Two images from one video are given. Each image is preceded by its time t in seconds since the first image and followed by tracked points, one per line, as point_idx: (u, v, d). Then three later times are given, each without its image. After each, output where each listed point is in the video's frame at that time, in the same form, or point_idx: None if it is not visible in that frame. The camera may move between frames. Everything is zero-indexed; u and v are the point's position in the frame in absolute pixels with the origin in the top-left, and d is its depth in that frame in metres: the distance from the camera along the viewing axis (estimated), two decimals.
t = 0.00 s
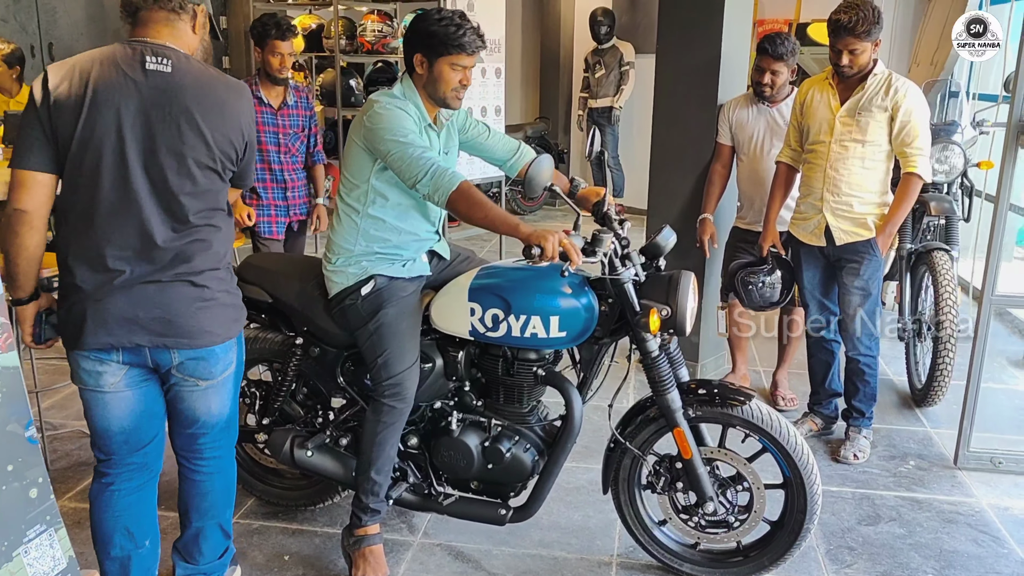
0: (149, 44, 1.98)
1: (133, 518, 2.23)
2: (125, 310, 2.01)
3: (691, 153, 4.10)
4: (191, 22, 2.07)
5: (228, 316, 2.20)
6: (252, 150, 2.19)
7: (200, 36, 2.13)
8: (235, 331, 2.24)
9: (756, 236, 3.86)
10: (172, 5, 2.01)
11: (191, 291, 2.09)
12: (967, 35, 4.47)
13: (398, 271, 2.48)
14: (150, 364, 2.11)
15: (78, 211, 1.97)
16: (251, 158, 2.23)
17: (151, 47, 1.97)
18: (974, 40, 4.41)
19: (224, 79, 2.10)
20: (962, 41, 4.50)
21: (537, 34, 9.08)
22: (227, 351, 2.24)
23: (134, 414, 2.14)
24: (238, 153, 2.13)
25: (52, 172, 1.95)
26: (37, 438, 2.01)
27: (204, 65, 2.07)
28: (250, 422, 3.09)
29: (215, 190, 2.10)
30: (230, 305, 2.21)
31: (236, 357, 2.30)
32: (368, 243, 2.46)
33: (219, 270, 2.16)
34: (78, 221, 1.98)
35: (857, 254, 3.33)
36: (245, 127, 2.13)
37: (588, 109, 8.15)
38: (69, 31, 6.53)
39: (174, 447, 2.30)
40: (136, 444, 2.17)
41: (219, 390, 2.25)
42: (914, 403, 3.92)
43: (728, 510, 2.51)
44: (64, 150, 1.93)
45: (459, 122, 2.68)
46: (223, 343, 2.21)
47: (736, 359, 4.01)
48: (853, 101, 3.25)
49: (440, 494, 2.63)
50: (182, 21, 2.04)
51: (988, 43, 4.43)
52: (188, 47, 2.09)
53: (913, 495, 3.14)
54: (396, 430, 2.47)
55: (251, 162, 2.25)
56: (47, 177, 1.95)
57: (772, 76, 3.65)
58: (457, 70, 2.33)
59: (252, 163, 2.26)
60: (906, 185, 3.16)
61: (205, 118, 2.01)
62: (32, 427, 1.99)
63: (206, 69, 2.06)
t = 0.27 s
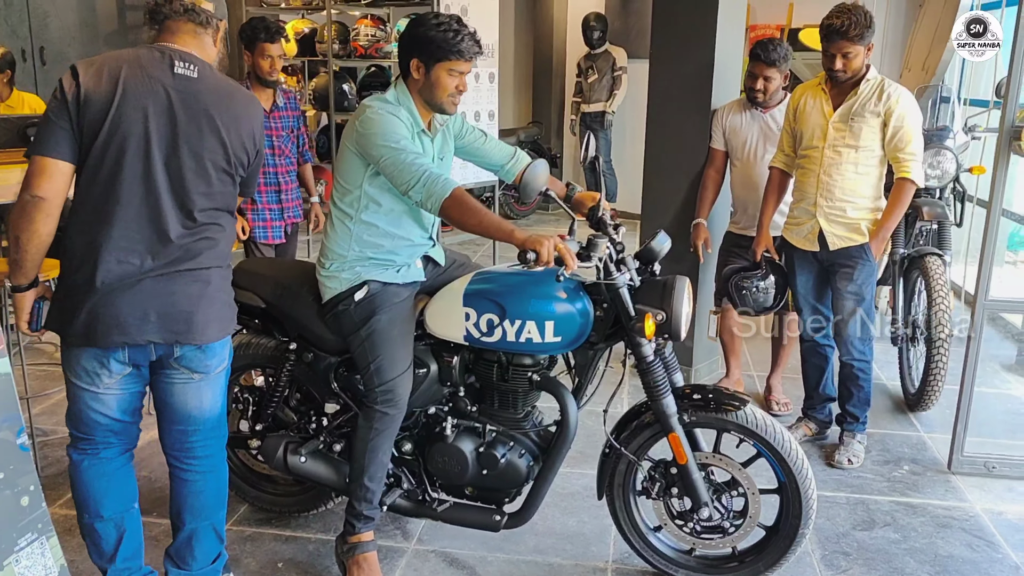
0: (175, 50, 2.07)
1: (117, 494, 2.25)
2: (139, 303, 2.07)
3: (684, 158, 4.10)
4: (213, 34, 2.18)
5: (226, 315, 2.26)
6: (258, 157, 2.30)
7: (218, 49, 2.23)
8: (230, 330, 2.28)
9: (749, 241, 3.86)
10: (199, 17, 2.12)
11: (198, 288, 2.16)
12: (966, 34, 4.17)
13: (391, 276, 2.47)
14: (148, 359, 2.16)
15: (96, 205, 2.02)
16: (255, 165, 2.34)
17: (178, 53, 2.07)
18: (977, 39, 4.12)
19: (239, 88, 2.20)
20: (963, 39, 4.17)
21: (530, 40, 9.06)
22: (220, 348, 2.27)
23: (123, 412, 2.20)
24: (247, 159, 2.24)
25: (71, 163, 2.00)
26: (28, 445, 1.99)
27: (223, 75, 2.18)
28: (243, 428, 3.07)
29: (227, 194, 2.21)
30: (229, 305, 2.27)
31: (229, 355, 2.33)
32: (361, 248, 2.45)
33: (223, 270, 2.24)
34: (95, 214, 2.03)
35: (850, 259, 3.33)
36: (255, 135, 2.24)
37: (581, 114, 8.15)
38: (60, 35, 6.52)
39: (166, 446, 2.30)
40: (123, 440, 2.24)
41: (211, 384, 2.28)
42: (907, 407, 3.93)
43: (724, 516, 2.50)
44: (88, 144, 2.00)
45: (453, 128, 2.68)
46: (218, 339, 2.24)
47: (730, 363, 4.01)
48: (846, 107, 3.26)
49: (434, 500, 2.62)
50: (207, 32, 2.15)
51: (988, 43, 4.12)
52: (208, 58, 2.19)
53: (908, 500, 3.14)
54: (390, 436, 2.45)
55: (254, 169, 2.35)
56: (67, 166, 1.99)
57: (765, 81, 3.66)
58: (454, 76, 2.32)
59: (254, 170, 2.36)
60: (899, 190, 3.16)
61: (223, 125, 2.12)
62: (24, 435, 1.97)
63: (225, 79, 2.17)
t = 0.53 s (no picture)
0: (161, 52, 2.07)
1: (72, 493, 2.25)
2: (125, 301, 2.06)
3: (677, 161, 4.10)
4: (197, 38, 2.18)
5: (208, 314, 2.24)
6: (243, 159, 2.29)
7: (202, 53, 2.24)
8: (212, 331, 2.26)
9: (742, 244, 3.87)
10: (184, 22, 2.12)
11: (186, 283, 2.15)
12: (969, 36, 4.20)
13: (385, 279, 2.46)
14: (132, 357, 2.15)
15: (86, 204, 2.01)
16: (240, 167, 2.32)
17: (164, 55, 2.07)
18: (975, 40, 4.12)
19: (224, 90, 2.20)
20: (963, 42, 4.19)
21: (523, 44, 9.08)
22: (203, 347, 2.25)
23: (100, 408, 2.18)
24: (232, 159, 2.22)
25: (59, 161, 1.98)
26: (18, 450, 1.98)
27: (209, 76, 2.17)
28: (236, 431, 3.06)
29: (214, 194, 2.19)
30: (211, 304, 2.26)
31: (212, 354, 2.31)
32: (354, 251, 2.44)
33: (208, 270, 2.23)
34: (85, 214, 2.02)
35: (843, 261, 3.34)
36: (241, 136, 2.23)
37: (573, 117, 8.16)
38: (50, 38, 6.51)
39: (152, 446, 2.28)
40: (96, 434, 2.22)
41: (197, 381, 2.27)
42: (900, 410, 3.94)
43: (717, 518, 2.50)
44: (76, 144, 1.98)
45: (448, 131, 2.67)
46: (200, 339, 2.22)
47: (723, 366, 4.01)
48: (839, 110, 3.26)
49: (428, 503, 2.61)
50: (192, 36, 2.16)
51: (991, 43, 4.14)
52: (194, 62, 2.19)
53: (901, 502, 3.15)
54: (382, 439, 2.44)
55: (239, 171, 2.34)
56: (54, 165, 1.97)
57: (756, 85, 3.66)
58: (450, 79, 2.32)
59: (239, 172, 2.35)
60: (891, 193, 3.17)
61: (210, 124, 2.11)
62: (14, 440, 1.95)
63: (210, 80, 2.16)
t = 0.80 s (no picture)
0: (101, 54, 2.04)
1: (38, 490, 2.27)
2: (74, 308, 2.06)
3: (666, 163, 4.11)
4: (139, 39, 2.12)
5: (171, 312, 2.25)
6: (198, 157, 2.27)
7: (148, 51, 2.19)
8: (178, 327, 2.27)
9: (732, 245, 3.88)
10: (121, 24, 2.06)
11: (137, 286, 2.14)
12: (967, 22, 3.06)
13: (378, 281, 2.45)
14: (94, 358, 2.15)
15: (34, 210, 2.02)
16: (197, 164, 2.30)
17: (102, 57, 2.03)
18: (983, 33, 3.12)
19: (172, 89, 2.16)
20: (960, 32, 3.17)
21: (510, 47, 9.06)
22: (167, 342, 2.25)
23: (61, 407, 2.19)
24: (184, 159, 2.20)
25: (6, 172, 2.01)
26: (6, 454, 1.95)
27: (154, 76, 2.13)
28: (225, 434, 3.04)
29: (164, 196, 2.17)
30: (173, 304, 2.26)
31: (179, 349, 2.30)
32: (346, 254, 2.43)
33: (161, 271, 2.21)
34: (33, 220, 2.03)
35: (833, 262, 3.35)
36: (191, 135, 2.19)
37: (561, 120, 8.16)
38: (37, 40, 6.48)
39: (126, 444, 2.28)
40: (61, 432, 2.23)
41: (164, 376, 2.26)
42: (888, 410, 3.96)
43: (710, 518, 2.50)
44: (18, 152, 1.99)
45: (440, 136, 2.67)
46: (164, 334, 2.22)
47: (712, 367, 4.02)
48: (828, 111, 3.28)
49: (421, 504, 2.60)
50: (133, 37, 2.09)
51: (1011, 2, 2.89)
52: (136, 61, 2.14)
53: (891, 501, 3.16)
54: (379, 439, 2.43)
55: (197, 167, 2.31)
56: None
57: (743, 88, 3.68)
58: (443, 84, 2.32)
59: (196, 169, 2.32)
60: (881, 193, 3.18)
61: (153, 126, 2.08)
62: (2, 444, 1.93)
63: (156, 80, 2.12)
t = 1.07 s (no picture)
0: (15, 49, 1.98)
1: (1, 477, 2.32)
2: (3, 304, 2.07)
3: (653, 163, 4.12)
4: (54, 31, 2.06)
5: (107, 303, 2.24)
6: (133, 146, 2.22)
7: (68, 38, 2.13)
8: (115, 319, 2.26)
9: (719, 245, 3.90)
10: (32, 20, 1.99)
11: (67, 282, 2.13)
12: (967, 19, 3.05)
13: (369, 281, 2.45)
14: (24, 349, 2.16)
15: None
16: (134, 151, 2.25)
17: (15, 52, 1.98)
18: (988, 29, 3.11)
19: (96, 80, 2.10)
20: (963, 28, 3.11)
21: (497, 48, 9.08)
22: (104, 334, 2.24)
23: None
24: (116, 150, 2.16)
25: None
26: None
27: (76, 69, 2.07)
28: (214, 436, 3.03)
29: (90, 188, 2.13)
30: (108, 294, 2.25)
31: (120, 340, 2.29)
32: (337, 254, 2.42)
33: (93, 265, 2.19)
34: None
35: (820, 261, 3.37)
36: (121, 126, 2.14)
37: (548, 120, 8.17)
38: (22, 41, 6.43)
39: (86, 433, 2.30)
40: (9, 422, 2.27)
41: (106, 368, 2.25)
42: (875, 409, 3.98)
43: (701, 517, 2.51)
44: None
45: (430, 136, 2.67)
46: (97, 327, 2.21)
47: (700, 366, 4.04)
48: (815, 112, 3.30)
49: (411, 505, 2.60)
50: (47, 30, 2.04)
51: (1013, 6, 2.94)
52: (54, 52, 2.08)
53: (878, 499, 3.18)
54: (371, 440, 2.43)
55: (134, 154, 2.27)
56: None
57: (728, 89, 3.70)
58: (434, 84, 2.31)
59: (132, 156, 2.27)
60: (867, 193, 3.21)
61: (77, 120, 2.03)
62: None
63: (77, 72, 2.07)
